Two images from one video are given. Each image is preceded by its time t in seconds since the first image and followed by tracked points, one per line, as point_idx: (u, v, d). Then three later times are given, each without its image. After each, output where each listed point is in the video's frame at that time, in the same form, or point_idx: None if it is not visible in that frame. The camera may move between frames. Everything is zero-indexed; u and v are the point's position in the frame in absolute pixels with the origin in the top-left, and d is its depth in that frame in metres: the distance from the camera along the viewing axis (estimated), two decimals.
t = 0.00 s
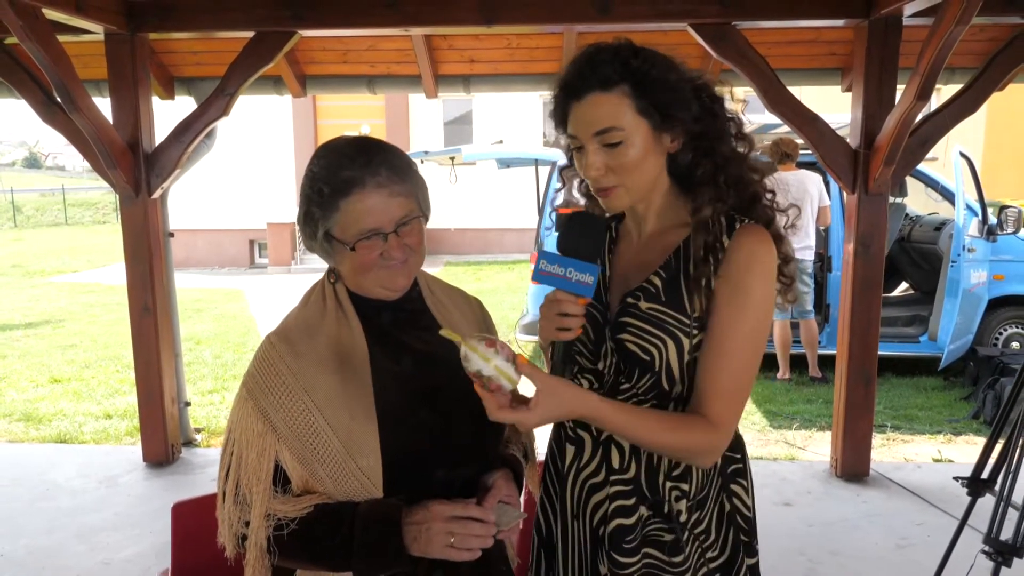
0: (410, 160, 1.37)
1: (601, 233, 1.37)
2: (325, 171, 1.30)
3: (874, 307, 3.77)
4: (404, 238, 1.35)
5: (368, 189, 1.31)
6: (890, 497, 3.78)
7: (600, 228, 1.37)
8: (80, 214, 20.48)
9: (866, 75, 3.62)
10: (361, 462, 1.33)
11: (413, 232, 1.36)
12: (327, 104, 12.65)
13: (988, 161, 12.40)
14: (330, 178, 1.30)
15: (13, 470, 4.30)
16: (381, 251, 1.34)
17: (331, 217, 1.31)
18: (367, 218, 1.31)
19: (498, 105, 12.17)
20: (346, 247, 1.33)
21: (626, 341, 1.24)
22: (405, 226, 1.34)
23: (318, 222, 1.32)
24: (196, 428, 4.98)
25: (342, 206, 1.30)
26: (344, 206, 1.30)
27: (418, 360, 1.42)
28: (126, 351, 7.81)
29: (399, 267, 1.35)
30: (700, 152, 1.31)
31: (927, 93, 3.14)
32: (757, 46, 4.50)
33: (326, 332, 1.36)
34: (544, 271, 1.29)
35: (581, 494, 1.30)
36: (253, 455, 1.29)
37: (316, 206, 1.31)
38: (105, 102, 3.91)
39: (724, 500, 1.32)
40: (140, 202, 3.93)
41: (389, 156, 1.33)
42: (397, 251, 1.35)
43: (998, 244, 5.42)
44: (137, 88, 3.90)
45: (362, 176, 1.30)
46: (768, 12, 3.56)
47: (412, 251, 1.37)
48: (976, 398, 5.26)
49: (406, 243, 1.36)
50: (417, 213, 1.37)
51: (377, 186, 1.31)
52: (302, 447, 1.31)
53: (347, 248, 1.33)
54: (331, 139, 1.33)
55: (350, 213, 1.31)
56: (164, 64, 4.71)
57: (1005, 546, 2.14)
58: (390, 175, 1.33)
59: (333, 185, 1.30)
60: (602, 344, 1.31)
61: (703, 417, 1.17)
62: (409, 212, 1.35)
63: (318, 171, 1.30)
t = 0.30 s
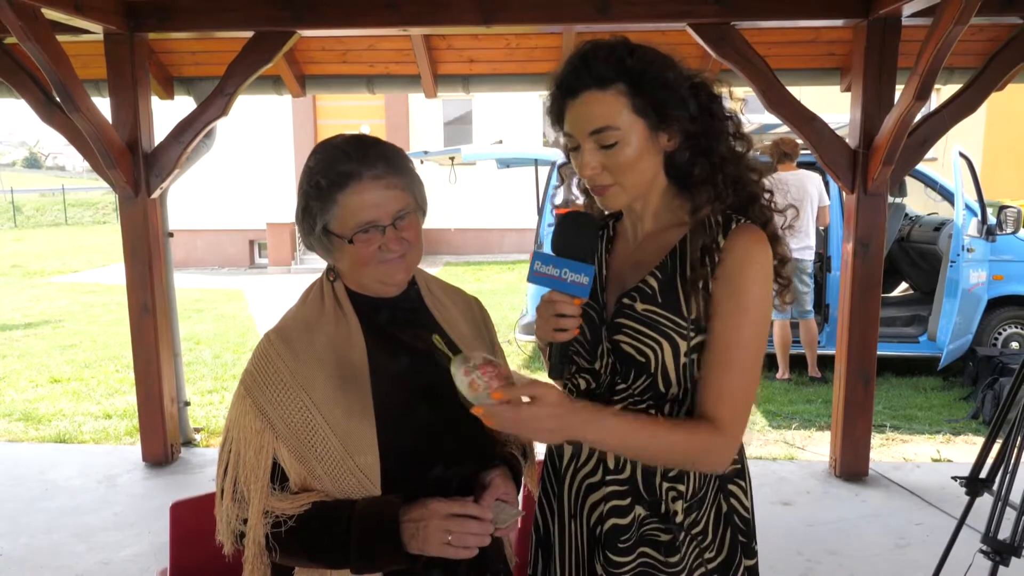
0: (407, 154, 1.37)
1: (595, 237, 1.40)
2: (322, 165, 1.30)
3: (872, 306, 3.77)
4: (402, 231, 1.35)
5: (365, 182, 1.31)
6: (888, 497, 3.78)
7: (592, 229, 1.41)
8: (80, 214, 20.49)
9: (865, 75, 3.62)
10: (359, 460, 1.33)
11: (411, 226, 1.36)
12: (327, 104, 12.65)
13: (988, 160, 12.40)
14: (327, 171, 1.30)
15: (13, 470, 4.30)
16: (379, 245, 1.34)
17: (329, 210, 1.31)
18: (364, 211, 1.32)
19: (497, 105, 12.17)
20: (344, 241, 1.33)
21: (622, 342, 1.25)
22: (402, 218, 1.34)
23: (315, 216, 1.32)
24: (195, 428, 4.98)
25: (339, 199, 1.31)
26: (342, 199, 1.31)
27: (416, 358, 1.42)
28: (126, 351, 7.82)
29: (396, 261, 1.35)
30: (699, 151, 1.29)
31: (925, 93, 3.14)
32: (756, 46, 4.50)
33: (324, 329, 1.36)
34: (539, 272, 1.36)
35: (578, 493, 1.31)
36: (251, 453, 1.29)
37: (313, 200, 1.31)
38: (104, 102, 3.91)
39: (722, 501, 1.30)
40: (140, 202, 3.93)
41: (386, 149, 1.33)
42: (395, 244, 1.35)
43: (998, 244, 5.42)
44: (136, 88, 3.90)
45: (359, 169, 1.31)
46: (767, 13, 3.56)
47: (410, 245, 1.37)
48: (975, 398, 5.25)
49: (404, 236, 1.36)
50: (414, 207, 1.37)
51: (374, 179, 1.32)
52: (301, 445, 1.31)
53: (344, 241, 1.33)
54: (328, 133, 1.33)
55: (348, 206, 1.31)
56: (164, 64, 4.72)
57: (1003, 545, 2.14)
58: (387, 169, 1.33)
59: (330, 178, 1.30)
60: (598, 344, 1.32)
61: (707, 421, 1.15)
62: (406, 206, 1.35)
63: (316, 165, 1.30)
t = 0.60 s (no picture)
0: (409, 154, 1.37)
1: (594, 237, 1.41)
2: (325, 165, 1.30)
3: (873, 305, 3.77)
4: (404, 232, 1.35)
5: (368, 182, 1.31)
6: (889, 497, 3.78)
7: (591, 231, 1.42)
8: (80, 214, 20.50)
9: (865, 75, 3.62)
10: (360, 459, 1.33)
11: (413, 227, 1.36)
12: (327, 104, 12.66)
13: (988, 161, 12.41)
14: (330, 171, 1.30)
15: (13, 470, 4.30)
16: (381, 246, 1.34)
17: (331, 210, 1.31)
18: (367, 212, 1.32)
19: (498, 105, 12.17)
20: (345, 241, 1.33)
21: (630, 346, 1.24)
22: (404, 219, 1.34)
23: (318, 215, 1.32)
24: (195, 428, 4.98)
25: (342, 199, 1.30)
26: (345, 199, 1.31)
27: (419, 358, 1.42)
28: (126, 351, 7.82)
29: (398, 261, 1.35)
30: (701, 153, 1.30)
31: (926, 93, 3.14)
32: (756, 45, 4.50)
33: (326, 328, 1.36)
34: (539, 278, 1.36)
35: (583, 496, 1.29)
36: (253, 451, 1.29)
37: (316, 200, 1.31)
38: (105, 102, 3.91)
39: (728, 499, 1.29)
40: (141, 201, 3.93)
41: (389, 150, 1.33)
42: (396, 245, 1.34)
43: (998, 244, 5.42)
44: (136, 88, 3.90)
45: (361, 169, 1.30)
46: (768, 12, 3.56)
47: (412, 246, 1.36)
48: (976, 398, 5.25)
49: (406, 237, 1.35)
50: (416, 207, 1.37)
51: (377, 180, 1.32)
52: (303, 443, 1.31)
53: (347, 242, 1.33)
54: (331, 133, 1.33)
55: (350, 206, 1.31)
56: (164, 63, 4.71)
57: (1003, 545, 2.14)
58: (389, 169, 1.33)
59: (333, 178, 1.30)
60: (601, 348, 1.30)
61: (770, 423, 1.14)
62: (409, 207, 1.35)
63: (318, 164, 1.30)
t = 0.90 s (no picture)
0: (415, 155, 1.37)
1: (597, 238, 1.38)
2: (332, 165, 1.30)
3: (874, 305, 3.77)
4: (409, 233, 1.34)
5: (374, 183, 1.31)
6: (890, 497, 3.77)
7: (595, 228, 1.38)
8: (80, 214, 20.50)
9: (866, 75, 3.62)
10: (363, 461, 1.33)
11: (418, 229, 1.36)
12: (327, 104, 12.65)
13: (988, 161, 12.41)
14: (336, 171, 1.30)
15: (12, 470, 4.29)
16: (386, 248, 1.33)
17: (337, 211, 1.31)
18: (373, 213, 1.31)
19: (498, 105, 12.17)
20: (351, 243, 1.33)
21: (636, 351, 1.23)
22: (410, 220, 1.34)
23: (324, 216, 1.31)
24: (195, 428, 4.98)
25: (348, 200, 1.30)
26: (351, 201, 1.30)
27: (421, 359, 1.41)
28: (127, 351, 7.81)
29: (404, 263, 1.35)
30: (706, 157, 1.30)
31: (927, 92, 3.13)
32: (756, 45, 4.50)
33: (328, 330, 1.35)
34: (544, 283, 1.31)
35: (586, 500, 1.27)
36: (255, 453, 1.30)
37: (321, 200, 1.31)
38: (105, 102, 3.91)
39: (733, 498, 1.28)
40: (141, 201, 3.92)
41: (395, 151, 1.33)
42: (402, 246, 1.34)
43: (998, 244, 5.42)
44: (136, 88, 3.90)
45: (368, 170, 1.30)
46: (768, 12, 3.55)
47: (417, 248, 1.36)
48: (976, 398, 5.25)
49: (411, 239, 1.35)
50: (422, 209, 1.36)
51: (383, 182, 1.31)
52: (305, 445, 1.31)
53: (353, 244, 1.33)
54: (338, 134, 1.33)
55: (356, 208, 1.30)
56: (164, 63, 4.71)
57: (1005, 546, 2.14)
58: (396, 170, 1.33)
59: (339, 179, 1.30)
60: (605, 351, 1.28)
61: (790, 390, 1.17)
62: (414, 208, 1.35)
63: (325, 165, 1.30)
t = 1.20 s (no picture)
0: (413, 155, 1.36)
1: (602, 238, 1.38)
2: (331, 164, 1.30)
3: (874, 305, 3.77)
4: (409, 232, 1.34)
5: (374, 183, 1.30)
6: (890, 497, 3.77)
7: (597, 230, 1.38)
8: (81, 214, 20.52)
9: (866, 75, 3.62)
10: (361, 463, 1.32)
11: (418, 228, 1.35)
12: (327, 104, 12.65)
13: (988, 161, 12.40)
14: (335, 171, 1.29)
15: (12, 470, 4.29)
16: (385, 246, 1.33)
17: (336, 210, 1.30)
18: (372, 212, 1.31)
19: (498, 105, 12.17)
20: (350, 242, 1.32)
21: (640, 350, 1.22)
22: (410, 219, 1.33)
23: (322, 215, 1.31)
24: (195, 428, 4.98)
25: (347, 199, 1.30)
26: (350, 200, 1.30)
27: (420, 359, 1.41)
28: (126, 351, 7.81)
29: (403, 262, 1.35)
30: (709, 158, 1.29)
31: (927, 92, 3.13)
32: (757, 45, 4.49)
33: (327, 332, 1.35)
34: (545, 284, 1.30)
35: (590, 499, 1.27)
36: (254, 456, 1.29)
37: (320, 199, 1.30)
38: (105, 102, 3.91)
39: (734, 497, 1.29)
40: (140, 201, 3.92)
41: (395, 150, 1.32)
42: (401, 245, 1.33)
43: (999, 244, 5.41)
44: (136, 88, 3.90)
45: (367, 169, 1.30)
46: (769, 12, 3.55)
47: (417, 247, 1.36)
48: (977, 398, 5.25)
49: (411, 238, 1.35)
50: (421, 208, 1.36)
51: (382, 181, 1.31)
52: (304, 448, 1.31)
53: (352, 243, 1.32)
54: (335, 134, 1.33)
55: (355, 207, 1.30)
56: (164, 63, 4.71)
57: (1005, 546, 2.13)
58: (395, 170, 1.32)
59: (338, 178, 1.29)
60: (607, 351, 1.27)
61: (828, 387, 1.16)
62: (414, 207, 1.34)
63: (324, 164, 1.30)
